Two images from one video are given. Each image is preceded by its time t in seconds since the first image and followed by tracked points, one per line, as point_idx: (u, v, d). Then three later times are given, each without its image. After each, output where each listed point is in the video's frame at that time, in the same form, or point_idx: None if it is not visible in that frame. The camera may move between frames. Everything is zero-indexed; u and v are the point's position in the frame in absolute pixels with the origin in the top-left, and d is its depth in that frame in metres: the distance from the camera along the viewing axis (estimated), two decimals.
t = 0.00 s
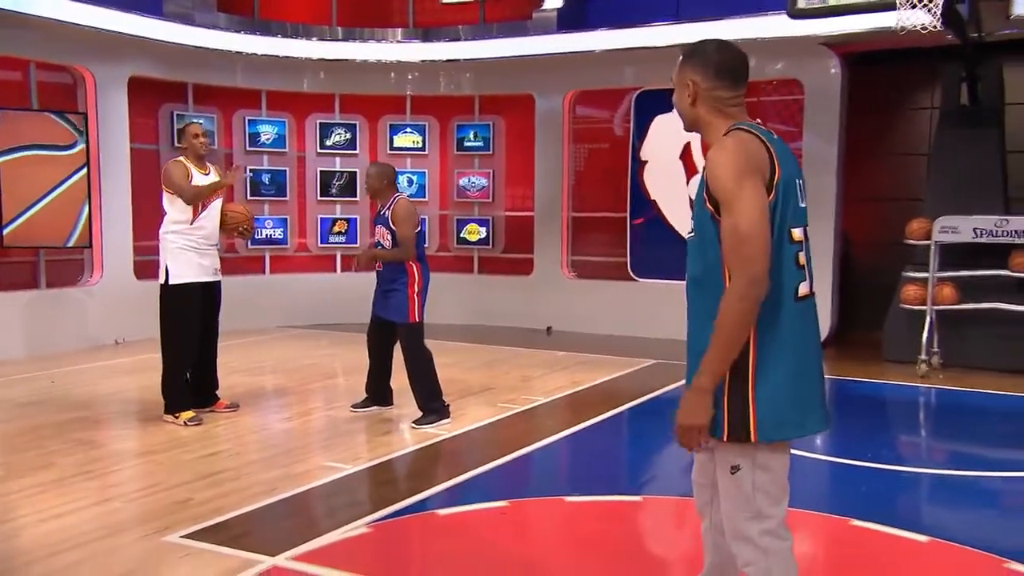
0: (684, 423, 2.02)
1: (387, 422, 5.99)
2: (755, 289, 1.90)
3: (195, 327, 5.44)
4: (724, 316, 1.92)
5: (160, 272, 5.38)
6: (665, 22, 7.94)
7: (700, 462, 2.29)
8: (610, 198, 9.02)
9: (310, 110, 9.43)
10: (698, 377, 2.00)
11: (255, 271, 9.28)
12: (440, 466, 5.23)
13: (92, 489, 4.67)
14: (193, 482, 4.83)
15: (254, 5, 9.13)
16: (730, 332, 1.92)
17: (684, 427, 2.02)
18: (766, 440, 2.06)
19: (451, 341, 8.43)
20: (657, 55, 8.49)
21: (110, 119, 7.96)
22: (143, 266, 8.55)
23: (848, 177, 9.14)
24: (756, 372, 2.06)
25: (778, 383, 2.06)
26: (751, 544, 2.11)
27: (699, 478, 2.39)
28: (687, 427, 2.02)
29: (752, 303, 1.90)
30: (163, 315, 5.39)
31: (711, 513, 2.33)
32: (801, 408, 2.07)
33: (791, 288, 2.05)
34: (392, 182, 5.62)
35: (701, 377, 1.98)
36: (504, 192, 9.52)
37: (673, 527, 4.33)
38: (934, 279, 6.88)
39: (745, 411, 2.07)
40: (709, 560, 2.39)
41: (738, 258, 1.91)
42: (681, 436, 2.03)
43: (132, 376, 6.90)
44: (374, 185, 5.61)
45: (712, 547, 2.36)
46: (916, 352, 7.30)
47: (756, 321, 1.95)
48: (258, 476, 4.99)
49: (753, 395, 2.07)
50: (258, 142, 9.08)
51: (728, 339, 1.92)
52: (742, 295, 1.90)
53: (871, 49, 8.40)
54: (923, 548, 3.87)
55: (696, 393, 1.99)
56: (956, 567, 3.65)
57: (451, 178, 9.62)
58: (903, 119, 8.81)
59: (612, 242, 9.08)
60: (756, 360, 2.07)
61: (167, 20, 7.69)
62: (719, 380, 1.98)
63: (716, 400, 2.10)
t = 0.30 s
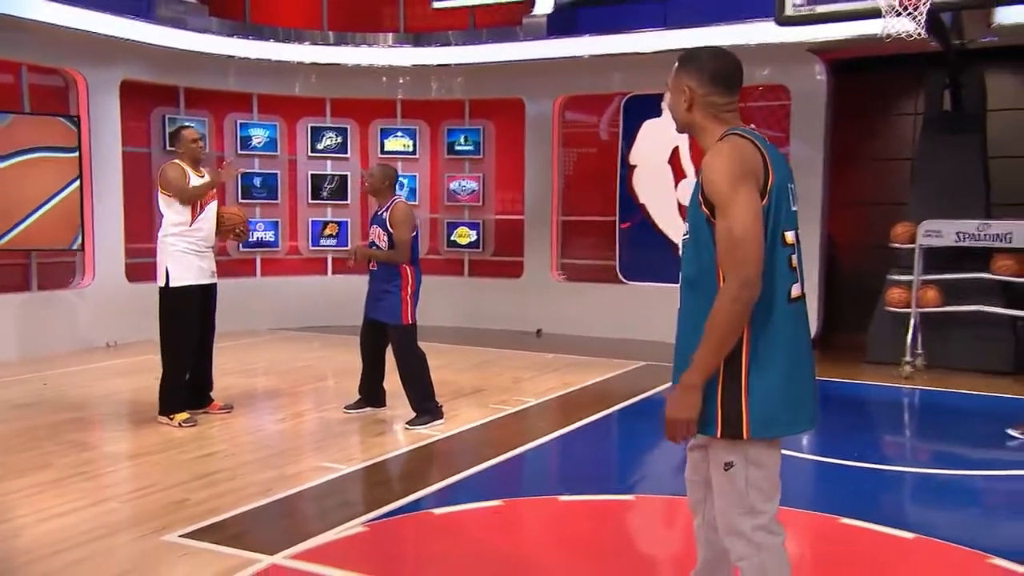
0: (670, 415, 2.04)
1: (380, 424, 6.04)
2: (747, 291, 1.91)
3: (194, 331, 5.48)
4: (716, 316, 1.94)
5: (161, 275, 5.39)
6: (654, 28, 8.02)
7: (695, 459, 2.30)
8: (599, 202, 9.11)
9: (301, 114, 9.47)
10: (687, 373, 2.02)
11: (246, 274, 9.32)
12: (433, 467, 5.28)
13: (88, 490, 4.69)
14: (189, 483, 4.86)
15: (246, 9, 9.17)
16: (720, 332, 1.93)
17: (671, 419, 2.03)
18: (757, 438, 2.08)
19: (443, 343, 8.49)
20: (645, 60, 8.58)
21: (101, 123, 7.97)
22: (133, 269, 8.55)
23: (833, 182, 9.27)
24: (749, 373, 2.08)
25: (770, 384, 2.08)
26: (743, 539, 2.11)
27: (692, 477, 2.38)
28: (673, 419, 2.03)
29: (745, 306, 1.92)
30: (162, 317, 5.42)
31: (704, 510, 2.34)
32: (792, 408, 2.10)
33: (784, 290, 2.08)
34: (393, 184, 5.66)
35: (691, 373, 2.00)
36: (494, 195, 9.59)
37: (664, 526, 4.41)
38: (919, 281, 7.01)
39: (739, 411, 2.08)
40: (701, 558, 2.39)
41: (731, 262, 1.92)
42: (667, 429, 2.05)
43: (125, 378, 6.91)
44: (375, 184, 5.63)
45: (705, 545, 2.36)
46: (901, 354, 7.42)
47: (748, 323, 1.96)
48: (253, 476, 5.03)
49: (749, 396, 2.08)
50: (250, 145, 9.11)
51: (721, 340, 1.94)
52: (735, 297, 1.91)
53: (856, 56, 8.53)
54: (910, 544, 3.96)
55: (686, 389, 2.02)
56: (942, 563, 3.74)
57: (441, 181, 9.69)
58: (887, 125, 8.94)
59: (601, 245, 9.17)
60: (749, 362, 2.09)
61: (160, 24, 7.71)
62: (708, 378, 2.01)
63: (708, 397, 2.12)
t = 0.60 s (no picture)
0: (692, 424, 2.09)
1: (372, 425, 6.08)
2: (748, 291, 1.97)
3: (188, 335, 5.52)
4: (721, 317, 1.99)
5: (154, 278, 5.43)
6: (639, 35, 8.11)
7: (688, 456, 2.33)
8: (586, 206, 9.19)
9: (290, 118, 9.49)
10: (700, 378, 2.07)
11: (235, 278, 9.34)
12: (426, 468, 5.33)
13: (83, 492, 4.71)
14: (184, 484, 4.89)
15: (235, 15, 9.23)
16: (728, 335, 1.98)
17: (693, 429, 2.09)
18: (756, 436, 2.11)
19: (432, 346, 8.54)
20: (631, 66, 8.68)
21: (90, 126, 7.96)
22: (122, 273, 8.55)
23: (816, 187, 9.40)
24: (747, 373, 2.11)
25: (768, 383, 2.11)
26: (738, 534, 2.16)
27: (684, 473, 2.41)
28: (696, 428, 2.09)
29: (746, 306, 1.97)
30: (156, 321, 5.47)
31: (699, 506, 2.36)
32: (788, 407, 2.12)
33: (779, 290, 2.11)
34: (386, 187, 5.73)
35: (703, 378, 2.05)
36: (482, 200, 9.66)
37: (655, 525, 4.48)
38: (901, 284, 7.13)
39: (738, 412, 2.10)
40: (696, 553, 2.41)
41: (731, 263, 1.97)
42: (691, 438, 2.11)
43: (114, 382, 6.92)
44: (369, 187, 5.69)
45: (700, 540, 2.38)
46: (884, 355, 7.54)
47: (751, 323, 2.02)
48: (247, 478, 5.06)
49: (743, 396, 2.11)
50: (239, 149, 9.13)
51: (728, 342, 1.99)
52: (736, 298, 1.97)
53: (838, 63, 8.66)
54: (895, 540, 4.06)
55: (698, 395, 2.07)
56: (928, 559, 3.84)
57: (430, 186, 9.75)
58: (868, 130, 9.08)
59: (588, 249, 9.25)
60: (747, 363, 2.11)
61: (150, 29, 7.72)
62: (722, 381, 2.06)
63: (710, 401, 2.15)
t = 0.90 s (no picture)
0: (681, 421, 2.15)
1: (360, 430, 6.11)
2: (743, 292, 2.02)
3: (176, 342, 5.55)
4: (716, 317, 2.05)
5: (140, 284, 5.42)
6: (621, 42, 8.18)
7: (682, 456, 2.36)
8: (570, 211, 9.26)
9: (275, 124, 9.50)
10: (694, 378, 2.13)
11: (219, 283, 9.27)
12: (414, 471, 5.37)
13: (72, 498, 4.72)
14: (173, 489, 4.91)
15: (220, 21, 9.25)
16: (722, 335, 2.04)
17: (684, 427, 2.14)
18: (748, 435, 2.16)
19: (418, 350, 8.57)
20: (613, 72, 8.76)
21: (74, 131, 7.94)
22: (107, 278, 8.52)
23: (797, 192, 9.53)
24: (742, 373, 2.16)
25: (762, 384, 2.16)
26: (732, 533, 2.20)
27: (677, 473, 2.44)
28: (685, 425, 2.14)
29: (741, 307, 2.02)
30: (144, 327, 5.46)
31: (693, 506, 2.39)
32: (781, 407, 2.18)
33: (772, 292, 2.16)
34: (374, 191, 5.76)
35: (697, 378, 2.11)
36: (467, 205, 9.71)
37: (641, 525, 4.54)
38: (880, 288, 7.26)
39: (732, 411, 2.16)
40: (689, 552, 2.43)
41: (726, 265, 2.03)
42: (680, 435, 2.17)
43: (99, 387, 6.90)
44: (357, 192, 5.74)
45: (693, 539, 2.41)
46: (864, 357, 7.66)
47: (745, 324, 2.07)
48: (236, 482, 5.09)
49: (737, 395, 2.16)
50: (223, 155, 9.13)
51: (723, 342, 2.05)
52: (731, 299, 2.02)
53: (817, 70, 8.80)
54: (881, 540, 4.12)
55: (692, 394, 2.12)
56: (911, 556, 3.92)
57: (414, 191, 9.79)
58: (847, 137, 9.22)
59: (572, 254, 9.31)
60: (741, 363, 2.16)
61: (135, 35, 7.72)
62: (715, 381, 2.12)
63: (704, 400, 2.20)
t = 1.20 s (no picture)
0: (679, 418, 2.20)
1: (355, 433, 6.15)
2: (745, 292, 2.07)
3: (169, 344, 5.56)
4: (718, 317, 2.10)
5: (136, 287, 5.45)
6: (610, 49, 8.25)
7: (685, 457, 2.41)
8: (560, 216, 9.33)
9: (267, 129, 9.52)
10: (694, 376, 2.18)
11: (211, 288, 9.28)
12: (410, 473, 5.41)
13: (69, 502, 4.73)
14: (171, 492, 4.93)
15: (212, 27, 9.28)
16: (723, 334, 2.09)
17: (682, 423, 2.20)
18: (748, 434, 2.21)
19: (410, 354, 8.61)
20: (603, 78, 8.84)
21: (67, 136, 7.94)
22: (99, 283, 8.51)
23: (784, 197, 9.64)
24: (744, 372, 2.22)
25: (763, 383, 2.21)
26: (736, 531, 2.25)
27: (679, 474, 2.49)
28: (682, 422, 2.20)
29: (743, 307, 2.08)
30: (138, 331, 5.47)
31: (694, 506, 2.44)
32: (782, 406, 2.23)
33: (775, 293, 2.22)
34: (369, 194, 5.80)
35: (698, 376, 2.16)
36: (458, 210, 9.76)
37: (634, 525, 4.60)
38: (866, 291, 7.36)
39: (734, 410, 2.21)
40: (691, 551, 2.48)
41: (729, 266, 2.08)
42: (677, 432, 2.23)
43: (92, 392, 6.90)
44: (352, 195, 5.78)
45: (695, 537, 2.46)
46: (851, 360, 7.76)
47: (746, 324, 2.13)
48: (233, 485, 5.12)
49: (739, 394, 2.21)
50: (215, 160, 9.15)
51: (724, 341, 2.10)
52: (734, 298, 2.07)
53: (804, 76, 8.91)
54: (874, 538, 4.19)
55: (693, 392, 2.17)
56: (904, 554, 3.99)
57: (406, 196, 9.84)
58: (833, 142, 9.34)
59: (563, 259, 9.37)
60: (743, 362, 2.22)
61: (128, 40, 7.73)
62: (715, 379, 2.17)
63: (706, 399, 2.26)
